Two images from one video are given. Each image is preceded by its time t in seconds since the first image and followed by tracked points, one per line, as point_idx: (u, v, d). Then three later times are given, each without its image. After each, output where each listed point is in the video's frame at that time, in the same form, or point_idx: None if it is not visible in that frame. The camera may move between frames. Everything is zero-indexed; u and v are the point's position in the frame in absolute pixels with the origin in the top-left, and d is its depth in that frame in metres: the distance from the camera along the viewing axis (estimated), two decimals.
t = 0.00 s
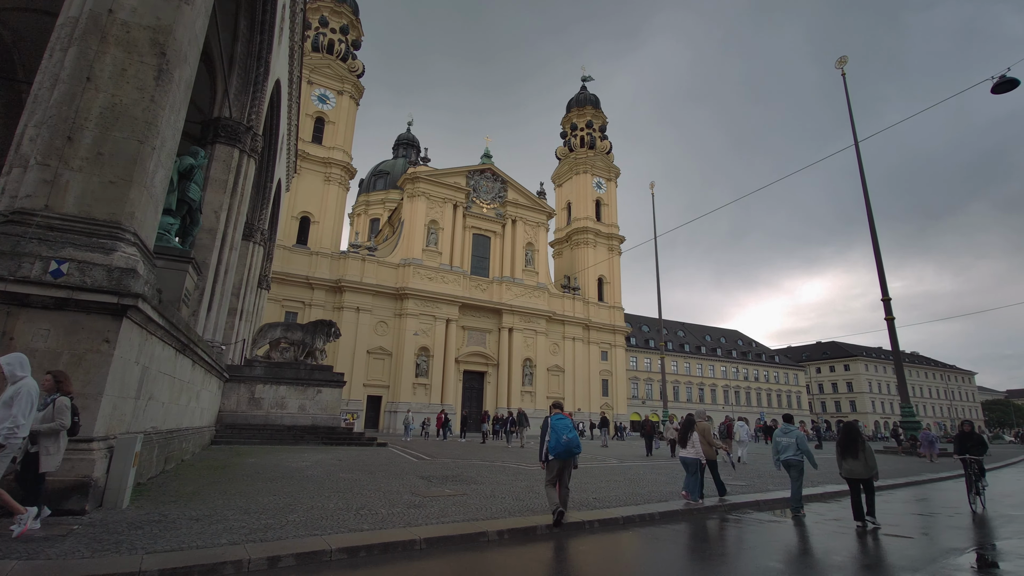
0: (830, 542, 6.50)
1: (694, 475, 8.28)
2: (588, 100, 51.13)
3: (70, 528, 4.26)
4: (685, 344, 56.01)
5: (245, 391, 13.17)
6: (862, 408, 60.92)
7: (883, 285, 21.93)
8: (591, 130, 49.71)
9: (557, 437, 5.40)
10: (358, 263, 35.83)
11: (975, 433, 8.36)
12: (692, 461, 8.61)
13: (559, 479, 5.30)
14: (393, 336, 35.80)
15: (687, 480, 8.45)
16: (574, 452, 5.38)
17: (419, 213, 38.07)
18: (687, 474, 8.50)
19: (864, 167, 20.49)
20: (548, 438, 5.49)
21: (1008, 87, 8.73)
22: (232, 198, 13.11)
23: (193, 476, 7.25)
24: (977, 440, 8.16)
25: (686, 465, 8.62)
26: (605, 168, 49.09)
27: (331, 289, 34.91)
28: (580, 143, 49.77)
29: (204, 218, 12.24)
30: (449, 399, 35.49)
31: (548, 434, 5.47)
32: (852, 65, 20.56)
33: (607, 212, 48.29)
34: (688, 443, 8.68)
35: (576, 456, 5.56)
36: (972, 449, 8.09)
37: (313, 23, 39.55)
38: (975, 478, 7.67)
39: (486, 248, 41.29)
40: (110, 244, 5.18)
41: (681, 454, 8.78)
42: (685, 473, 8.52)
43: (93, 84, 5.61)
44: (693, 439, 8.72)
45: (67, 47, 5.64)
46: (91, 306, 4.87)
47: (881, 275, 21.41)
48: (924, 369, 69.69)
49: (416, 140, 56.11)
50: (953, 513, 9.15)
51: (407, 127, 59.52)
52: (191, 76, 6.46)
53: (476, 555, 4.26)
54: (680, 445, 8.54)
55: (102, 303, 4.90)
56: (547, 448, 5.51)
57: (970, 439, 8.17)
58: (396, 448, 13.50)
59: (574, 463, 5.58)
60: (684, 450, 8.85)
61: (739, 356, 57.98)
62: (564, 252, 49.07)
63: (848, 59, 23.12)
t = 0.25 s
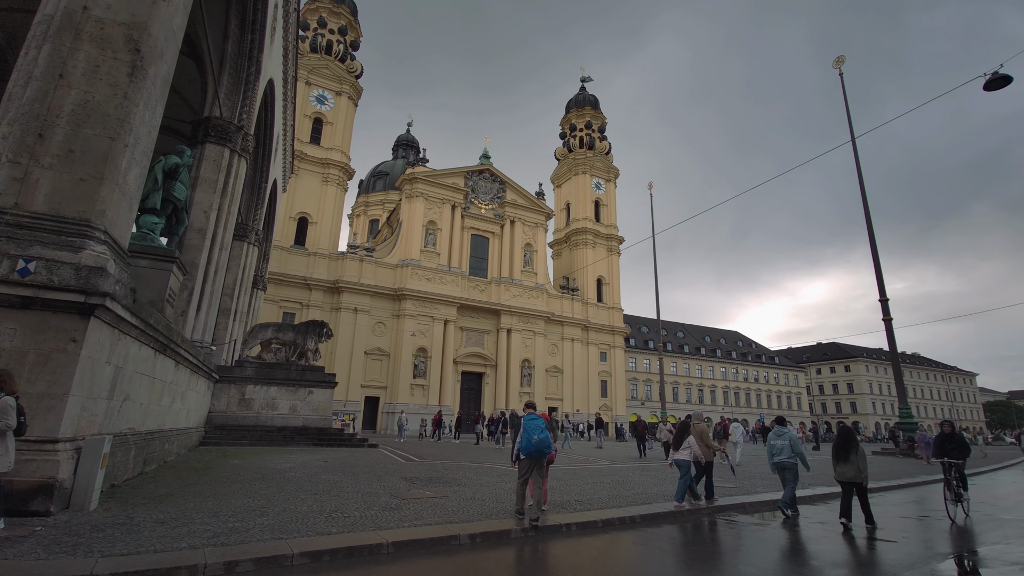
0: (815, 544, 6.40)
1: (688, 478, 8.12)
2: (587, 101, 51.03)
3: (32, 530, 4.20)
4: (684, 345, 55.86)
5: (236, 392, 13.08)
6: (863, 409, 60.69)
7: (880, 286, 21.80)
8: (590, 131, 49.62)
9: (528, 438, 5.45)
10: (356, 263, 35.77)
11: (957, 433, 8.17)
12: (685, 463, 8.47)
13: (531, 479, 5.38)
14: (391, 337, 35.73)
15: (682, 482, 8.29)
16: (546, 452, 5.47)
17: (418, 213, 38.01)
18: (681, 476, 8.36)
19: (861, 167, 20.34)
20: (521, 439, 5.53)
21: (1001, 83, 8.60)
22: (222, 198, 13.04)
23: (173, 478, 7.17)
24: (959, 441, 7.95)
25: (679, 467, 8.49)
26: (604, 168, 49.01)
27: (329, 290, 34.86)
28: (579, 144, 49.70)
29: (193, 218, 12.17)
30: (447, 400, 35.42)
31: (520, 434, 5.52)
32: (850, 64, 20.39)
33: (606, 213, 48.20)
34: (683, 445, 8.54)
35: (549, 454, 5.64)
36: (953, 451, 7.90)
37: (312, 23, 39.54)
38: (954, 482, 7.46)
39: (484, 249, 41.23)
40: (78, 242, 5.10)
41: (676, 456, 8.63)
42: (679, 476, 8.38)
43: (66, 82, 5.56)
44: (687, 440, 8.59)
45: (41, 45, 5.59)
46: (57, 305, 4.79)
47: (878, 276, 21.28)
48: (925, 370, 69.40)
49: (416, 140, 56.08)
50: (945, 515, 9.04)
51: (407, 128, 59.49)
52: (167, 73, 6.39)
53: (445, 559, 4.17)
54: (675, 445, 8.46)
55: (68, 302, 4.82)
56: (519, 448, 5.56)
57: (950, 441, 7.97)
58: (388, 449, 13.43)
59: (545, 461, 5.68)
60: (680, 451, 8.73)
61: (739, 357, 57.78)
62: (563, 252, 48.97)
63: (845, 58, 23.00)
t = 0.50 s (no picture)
0: (802, 545, 6.30)
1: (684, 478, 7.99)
2: (587, 101, 50.94)
3: None
4: (684, 345, 55.71)
5: (226, 392, 13.01)
6: (863, 411, 60.45)
7: (878, 285, 21.66)
8: (589, 131, 49.53)
9: (499, 440, 5.46)
10: (353, 264, 35.71)
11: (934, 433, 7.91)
12: (682, 463, 8.34)
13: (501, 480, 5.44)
14: (389, 337, 35.66)
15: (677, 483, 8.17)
16: (517, 453, 5.49)
17: (416, 214, 37.96)
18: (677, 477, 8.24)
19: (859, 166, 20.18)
20: (492, 440, 5.54)
21: (994, 79, 8.50)
22: (213, 198, 12.99)
23: (153, 478, 7.10)
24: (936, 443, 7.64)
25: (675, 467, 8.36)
26: (604, 169, 48.93)
27: (326, 290, 34.79)
28: (578, 144, 49.60)
29: (183, 217, 12.12)
30: (444, 401, 35.36)
31: (491, 436, 5.53)
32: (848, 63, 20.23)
33: (605, 213, 48.11)
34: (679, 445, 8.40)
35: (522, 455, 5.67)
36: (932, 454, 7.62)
37: (310, 24, 39.52)
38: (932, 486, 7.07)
39: (482, 249, 41.17)
40: (48, 239, 5.05)
41: (672, 456, 8.50)
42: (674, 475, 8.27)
43: (41, 77, 5.51)
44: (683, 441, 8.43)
45: (16, 40, 5.55)
46: (25, 302, 4.72)
47: (876, 276, 21.13)
48: (926, 371, 69.11)
49: (415, 141, 56.02)
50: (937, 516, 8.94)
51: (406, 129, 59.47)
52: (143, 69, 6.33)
53: (413, 561, 4.08)
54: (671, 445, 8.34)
55: (35, 299, 4.75)
56: (491, 448, 5.58)
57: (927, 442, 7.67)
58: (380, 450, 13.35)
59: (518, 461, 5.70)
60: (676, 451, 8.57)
61: (739, 358, 57.60)
62: (562, 253, 48.87)
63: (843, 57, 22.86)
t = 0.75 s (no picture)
0: (788, 545, 6.19)
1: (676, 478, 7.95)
2: (586, 101, 50.81)
3: None
4: (683, 346, 55.56)
5: (216, 392, 12.94)
6: (864, 411, 60.21)
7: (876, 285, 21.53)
8: (588, 131, 49.42)
9: (470, 437, 5.87)
10: (351, 263, 35.63)
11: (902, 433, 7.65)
12: (676, 464, 8.30)
13: (473, 475, 5.79)
14: (387, 337, 35.59)
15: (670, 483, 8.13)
16: (487, 451, 5.85)
17: (414, 214, 37.89)
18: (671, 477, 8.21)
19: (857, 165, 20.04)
20: (464, 438, 5.95)
21: (988, 75, 8.36)
22: (203, 196, 12.91)
23: (132, 478, 7.01)
24: (907, 444, 7.50)
25: (670, 468, 8.31)
26: (603, 169, 48.82)
27: (324, 290, 34.72)
28: (577, 144, 49.49)
29: (172, 215, 12.05)
30: (442, 401, 35.29)
31: (463, 435, 5.93)
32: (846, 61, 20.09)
33: (605, 213, 47.98)
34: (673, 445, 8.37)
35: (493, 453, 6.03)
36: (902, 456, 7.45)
37: (308, 24, 39.48)
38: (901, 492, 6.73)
39: (481, 249, 41.09)
40: (15, 234, 4.99)
41: (666, 457, 8.45)
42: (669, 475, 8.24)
43: (12, 72, 5.46)
44: (677, 441, 8.42)
45: None
46: None
47: (874, 276, 21.00)
48: (926, 372, 68.85)
49: (414, 140, 55.90)
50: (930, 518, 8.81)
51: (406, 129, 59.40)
52: (117, 64, 6.27)
53: (379, 563, 4.00)
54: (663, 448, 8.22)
55: None
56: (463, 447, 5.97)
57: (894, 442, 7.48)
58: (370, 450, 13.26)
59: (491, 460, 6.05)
60: (669, 453, 8.45)
61: (738, 359, 57.42)
62: (561, 253, 48.73)
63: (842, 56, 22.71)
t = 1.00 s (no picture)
0: (775, 547, 6.07)
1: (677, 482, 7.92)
2: (586, 101, 50.73)
3: None
4: (683, 346, 55.42)
5: (207, 391, 12.88)
6: (864, 412, 60.01)
7: (874, 285, 21.42)
8: (587, 131, 49.33)
9: (449, 437, 6.06)
10: (349, 263, 35.59)
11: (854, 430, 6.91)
12: (677, 465, 8.18)
13: (453, 474, 5.98)
14: (385, 337, 35.53)
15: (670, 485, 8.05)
16: (465, 450, 6.02)
17: (412, 213, 37.84)
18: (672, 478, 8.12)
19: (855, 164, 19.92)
20: (443, 439, 6.13)
21: (981, 70, 8.23)
22: (194, 195, 12.87)
23: (112, 478, 6.94)
24: (870, 444, 6.54)
25: (670, 469, 8.17)
26: (602, 169, 48.73)
27: (322, 290, 34.69)
28: (577, 144, 49.42)
29: (162, 214, 12.01)
30: (440, 401, 35.24)
31: (443, 434, 6.12)
32: (844, 59, 19.96)
33: (604, 213, 47.90)
34: (674, 447, 8.22)
35: (473, 453, 6.20)
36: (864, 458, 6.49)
37: (307, 24, 39.48)
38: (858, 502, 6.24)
39: (479, 249, 41.04)
40: None
41: (667, 459, 8.30)
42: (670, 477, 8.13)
43: None
44: (678, 443, 8.25)
45: None
46: None
47: (872, 276, 20.89)
48: (927, 372, 68.61)
49: (414, 140, 55.82)
50: (925, 520, 8.68)
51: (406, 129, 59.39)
52: (95, 60, 6.23)
53: (346, 565, 3.91)
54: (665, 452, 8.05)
55: None
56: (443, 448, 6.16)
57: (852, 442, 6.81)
58: (363, 450, 13.18)
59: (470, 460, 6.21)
60: (669, 454, 8.29)
61: (738, 359, 57.26)
62: (560, 253, 48.63)
63: (839, 55, 22.62)
